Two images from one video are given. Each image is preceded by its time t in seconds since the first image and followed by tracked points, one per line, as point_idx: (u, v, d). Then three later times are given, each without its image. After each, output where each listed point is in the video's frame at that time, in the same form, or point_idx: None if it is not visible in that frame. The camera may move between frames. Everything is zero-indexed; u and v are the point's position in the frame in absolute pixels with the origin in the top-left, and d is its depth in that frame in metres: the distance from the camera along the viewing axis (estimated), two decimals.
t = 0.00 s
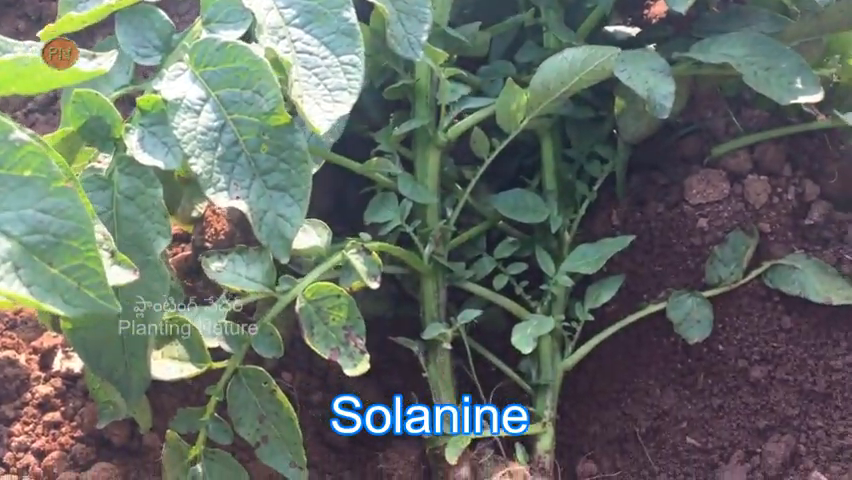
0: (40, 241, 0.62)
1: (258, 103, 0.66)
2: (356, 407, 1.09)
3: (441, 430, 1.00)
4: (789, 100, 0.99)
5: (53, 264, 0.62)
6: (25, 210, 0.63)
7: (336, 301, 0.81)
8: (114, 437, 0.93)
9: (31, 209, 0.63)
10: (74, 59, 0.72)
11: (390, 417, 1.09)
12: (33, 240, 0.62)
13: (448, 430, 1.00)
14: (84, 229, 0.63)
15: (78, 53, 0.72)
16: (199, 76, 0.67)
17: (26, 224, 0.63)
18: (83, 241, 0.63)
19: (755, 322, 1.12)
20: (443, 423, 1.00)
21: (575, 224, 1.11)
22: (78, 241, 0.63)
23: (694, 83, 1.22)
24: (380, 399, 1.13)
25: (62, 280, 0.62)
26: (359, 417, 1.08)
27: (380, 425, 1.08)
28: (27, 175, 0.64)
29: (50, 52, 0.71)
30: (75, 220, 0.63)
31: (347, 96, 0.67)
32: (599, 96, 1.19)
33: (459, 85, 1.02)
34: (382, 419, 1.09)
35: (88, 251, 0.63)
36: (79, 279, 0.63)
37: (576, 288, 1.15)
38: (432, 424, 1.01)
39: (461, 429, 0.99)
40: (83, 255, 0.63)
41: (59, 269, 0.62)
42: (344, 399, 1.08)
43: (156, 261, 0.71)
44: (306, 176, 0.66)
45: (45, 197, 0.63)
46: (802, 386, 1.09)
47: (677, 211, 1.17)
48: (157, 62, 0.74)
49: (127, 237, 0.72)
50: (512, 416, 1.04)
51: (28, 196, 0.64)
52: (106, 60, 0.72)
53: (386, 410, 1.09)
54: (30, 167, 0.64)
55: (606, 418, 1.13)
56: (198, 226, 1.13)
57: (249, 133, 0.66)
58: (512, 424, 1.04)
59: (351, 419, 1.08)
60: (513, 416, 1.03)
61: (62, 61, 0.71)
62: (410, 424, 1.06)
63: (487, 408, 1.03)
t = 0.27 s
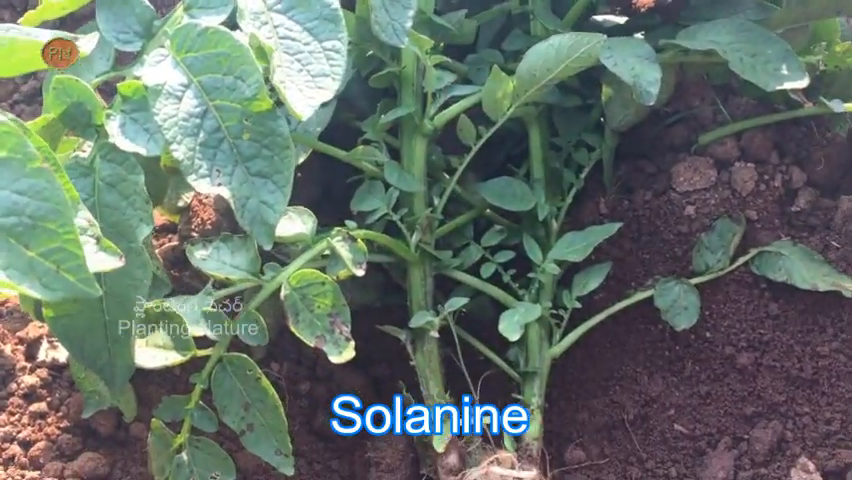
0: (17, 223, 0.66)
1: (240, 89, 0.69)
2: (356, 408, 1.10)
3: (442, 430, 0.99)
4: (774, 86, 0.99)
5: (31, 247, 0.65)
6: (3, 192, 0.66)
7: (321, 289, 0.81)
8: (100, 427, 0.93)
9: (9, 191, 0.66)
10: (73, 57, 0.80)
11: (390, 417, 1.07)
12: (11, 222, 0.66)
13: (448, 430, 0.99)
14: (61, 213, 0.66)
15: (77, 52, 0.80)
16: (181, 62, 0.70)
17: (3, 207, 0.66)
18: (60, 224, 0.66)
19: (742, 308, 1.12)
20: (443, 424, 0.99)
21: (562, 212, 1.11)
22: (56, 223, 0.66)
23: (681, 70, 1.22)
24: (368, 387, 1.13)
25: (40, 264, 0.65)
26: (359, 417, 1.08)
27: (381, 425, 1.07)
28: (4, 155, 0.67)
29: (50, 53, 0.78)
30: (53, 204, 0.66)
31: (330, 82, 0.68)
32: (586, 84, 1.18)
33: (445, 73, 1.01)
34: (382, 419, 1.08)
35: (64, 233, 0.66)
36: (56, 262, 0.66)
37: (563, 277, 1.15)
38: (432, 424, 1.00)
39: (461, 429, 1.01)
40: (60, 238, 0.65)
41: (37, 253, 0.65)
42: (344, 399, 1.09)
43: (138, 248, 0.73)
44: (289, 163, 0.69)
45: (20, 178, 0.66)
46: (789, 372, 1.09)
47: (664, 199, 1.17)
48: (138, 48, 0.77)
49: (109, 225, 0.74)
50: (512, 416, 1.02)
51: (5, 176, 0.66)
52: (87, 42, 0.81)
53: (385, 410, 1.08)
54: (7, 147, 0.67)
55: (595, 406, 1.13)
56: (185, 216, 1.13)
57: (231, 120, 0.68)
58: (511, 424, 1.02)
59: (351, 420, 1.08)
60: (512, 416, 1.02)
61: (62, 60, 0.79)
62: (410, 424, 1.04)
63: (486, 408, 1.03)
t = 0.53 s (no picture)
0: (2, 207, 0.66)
1: (227, 73, 0.70)
2: (356, 408, 1.09)
3: (441, 430, 1.01)
4: (765, 72, 0.99)
5: (15, 231, 0.65)
6: None
7: (311, 276, 0.81)
8: (90, 416, 0.93)
9: None
10: (73, 59, 0.77)
11: (389, 417, 1.07)
12: None
13: (448, 430, 1.01)
14: (45, 196, 0.66)
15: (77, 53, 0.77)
16: (167, 46, 0.71)
17: None
18: (44, 207, 0.66)
19: (734, 295, 1.12)
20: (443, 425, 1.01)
21: (554, 199, 1.10)
22: (40, 207, 0.66)
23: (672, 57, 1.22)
24: (360, 376, 1.13)
25: (24, 247, 0.65)
26: (359, 417, 1.08)
27: (381, 426, 1.07)
28: None
29: (50, 52, 0.76)
30: (37, 188, 0.66)
31: (319, 65, 0.68)
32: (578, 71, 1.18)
33: (435, 59, 1.01)
34: (382, 419, 1.08)
35: (48, 217, 0.65)
36: (41, 245, 0.65)
37: (555, 264, 1.15)
38: (432, 425, 1.01)
39: (461, 429, 1.01)
40: (44, 221, 0.65)
41: (20, 236, 0.65)
42: (344, 399, 1.09)
43: (125, 234, 0.74)
44: (277, 148, 0.70)
45: (4, 162, 0.67)
46: (781, 358, 1.09)
47: (656, 186, 1.17)
48: (124, 32, 0.78)
49: (96, 211, 0.74)
50: (511, 416, 1.00)
51: None
52: (68, 27, 0.76)
53: (385, 410, 1.07)
54: None
55: (587, 393, 1.13)
56: (175, 206, 1.13)
57: (218, 104, 0.69)
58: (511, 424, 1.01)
59: (351, 420, 1.08)
60: (512, 416, 1.00)
61: (63, 61, 0.76)
62: (410, 424, 1.03)
63: (487, 408, 1.00)
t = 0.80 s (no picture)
0: None
1: (214, 56, 0.73)
2: (356, 408, 1.09)
3: (442, 429, 1.01)
4: (759, 56, 0.99)
5: None
6: None
7: (301, 262, 0.82)
8: (81, 405, 0.94)
9: None
10: (73, 58, 0.80)
11: (389, 417, 1.06)
12: None
13: (448, 430, 1.01)
14: (29, 181, 0.68)
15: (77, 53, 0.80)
16: (155, 31, 0.75)
17: None
18: (27, 192, 0.68)
19: (728, 281, 1.12)
20: (443, 423, 1.01)
21: (547, 186, 1.10)
22: (24, 191, 0.68)
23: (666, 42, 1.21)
24: (353, 364, 1.13)
25: (8, 231, 0.68)
26: (359, 417, 1.07)
27: (380, 426, 1.06)
28: None
29: (50, 52, 0.79)
30: (21, 173, 0.68)
31: (307, 49, 0.71)
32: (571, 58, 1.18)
33: (427, 45, 1.00)
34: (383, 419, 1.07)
35: (32, 201, 0.68)
36: (25, 229, 0.68)
37: (549, 252, 1.14)
38: (432, 425, 1.00)
39: (461, 429, 1.00)
40: (27, 206, 0.68)
41: (5, 220, 0.68)
42: (344, 399, 1.08)
43: (113, 221, 0.75)
44: (265, 132, 0.73)
45: None
46: (775, 344, 1.09)
47: (650, 172, 1.17)
48: (108, 16, 0.83)
49: (83, 196, 0.76)
50: (511, 416, 1.01)
51: None
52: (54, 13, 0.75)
53: (385, 410, 1.06)
54: None
55: (580, 381, 1.13)
56: (165, 194, 1.12)
57: (205, 88, 0.73)
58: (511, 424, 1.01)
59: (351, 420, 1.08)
60: (512, 416, 1.01)
61: (63, 61, 0.79)
62: (410, 424, 1.02)
63: (486, 408, 1.01)
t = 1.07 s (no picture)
0: None
1: (204, 32, 0.74)
2: (356, 408, 1.07)
3: (442, 429, 1.02)
4: (753, 35, 0.99)
5: None
6: None
7: (294, 242, 0.82)
8: (73, 388, 0.95)
9: None
10: (73, 58, 0.79)
11: (389, 417, 1.05)
12: None
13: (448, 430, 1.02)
14: (18, 152, 0.68)
15: (77, 54, 0.79)
16: (143, 8, 0.75)
17: None
18: (16, 161, 0.68)
19: (722, 263, 1.12)
20: (444, 423, 1.02)
21: (542, 168, 1.09)
22: (13, 162, 0.68)
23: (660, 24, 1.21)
24: (347, 347, 1.13)
25: None
26: (359, 417, 1.05)
27: (380, 426, 1.05)
28: None
29: (49, 51, 0.79)
30: (9, 144, 0.68)
31: (299, 26, 0.74)
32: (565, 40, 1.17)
33: (420, 26, 1.00)
34: (383, 419, 1.05)
35: (20, 171, 0.68)
36: (13, 200, 0.68)
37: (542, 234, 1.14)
38: (432, 425, 1.02)
39: (461, 429, 1.02)
40: (16, 175, 0.68)
41: None
42: (343, 399, 1.06)
43: (104, 199, 0.76)
44: (256, 110, 0.74)
45: None
46: (768, 326, 1.09)
47: (644, 154, 1.16)
48: None
49: (73, 175, 0.77)
50: (511, 416, 1.01)
51: None
52: None
53: (385, 410, 1.04)
54: None
55: (574, 364, 1.12)
56: (157, 178, 1.11)
57: (196, 66, 0.74)
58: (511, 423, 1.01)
59: (351, 419, 1.06)
60: (512, 416, 1.01)
61: (62, 60, 0.79)
62: (410, 424, 1.03)
63: (487, 408, 1.01)
